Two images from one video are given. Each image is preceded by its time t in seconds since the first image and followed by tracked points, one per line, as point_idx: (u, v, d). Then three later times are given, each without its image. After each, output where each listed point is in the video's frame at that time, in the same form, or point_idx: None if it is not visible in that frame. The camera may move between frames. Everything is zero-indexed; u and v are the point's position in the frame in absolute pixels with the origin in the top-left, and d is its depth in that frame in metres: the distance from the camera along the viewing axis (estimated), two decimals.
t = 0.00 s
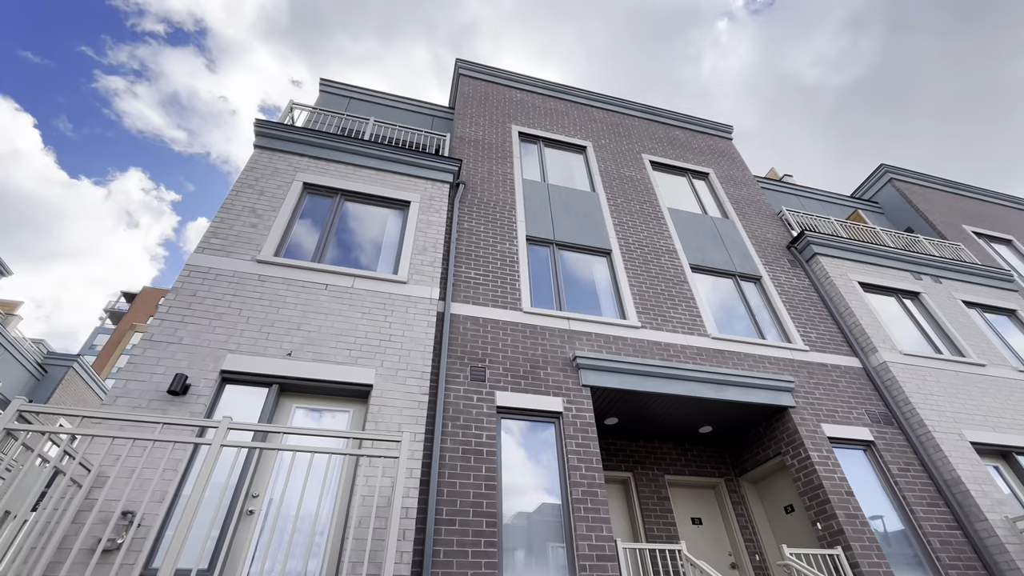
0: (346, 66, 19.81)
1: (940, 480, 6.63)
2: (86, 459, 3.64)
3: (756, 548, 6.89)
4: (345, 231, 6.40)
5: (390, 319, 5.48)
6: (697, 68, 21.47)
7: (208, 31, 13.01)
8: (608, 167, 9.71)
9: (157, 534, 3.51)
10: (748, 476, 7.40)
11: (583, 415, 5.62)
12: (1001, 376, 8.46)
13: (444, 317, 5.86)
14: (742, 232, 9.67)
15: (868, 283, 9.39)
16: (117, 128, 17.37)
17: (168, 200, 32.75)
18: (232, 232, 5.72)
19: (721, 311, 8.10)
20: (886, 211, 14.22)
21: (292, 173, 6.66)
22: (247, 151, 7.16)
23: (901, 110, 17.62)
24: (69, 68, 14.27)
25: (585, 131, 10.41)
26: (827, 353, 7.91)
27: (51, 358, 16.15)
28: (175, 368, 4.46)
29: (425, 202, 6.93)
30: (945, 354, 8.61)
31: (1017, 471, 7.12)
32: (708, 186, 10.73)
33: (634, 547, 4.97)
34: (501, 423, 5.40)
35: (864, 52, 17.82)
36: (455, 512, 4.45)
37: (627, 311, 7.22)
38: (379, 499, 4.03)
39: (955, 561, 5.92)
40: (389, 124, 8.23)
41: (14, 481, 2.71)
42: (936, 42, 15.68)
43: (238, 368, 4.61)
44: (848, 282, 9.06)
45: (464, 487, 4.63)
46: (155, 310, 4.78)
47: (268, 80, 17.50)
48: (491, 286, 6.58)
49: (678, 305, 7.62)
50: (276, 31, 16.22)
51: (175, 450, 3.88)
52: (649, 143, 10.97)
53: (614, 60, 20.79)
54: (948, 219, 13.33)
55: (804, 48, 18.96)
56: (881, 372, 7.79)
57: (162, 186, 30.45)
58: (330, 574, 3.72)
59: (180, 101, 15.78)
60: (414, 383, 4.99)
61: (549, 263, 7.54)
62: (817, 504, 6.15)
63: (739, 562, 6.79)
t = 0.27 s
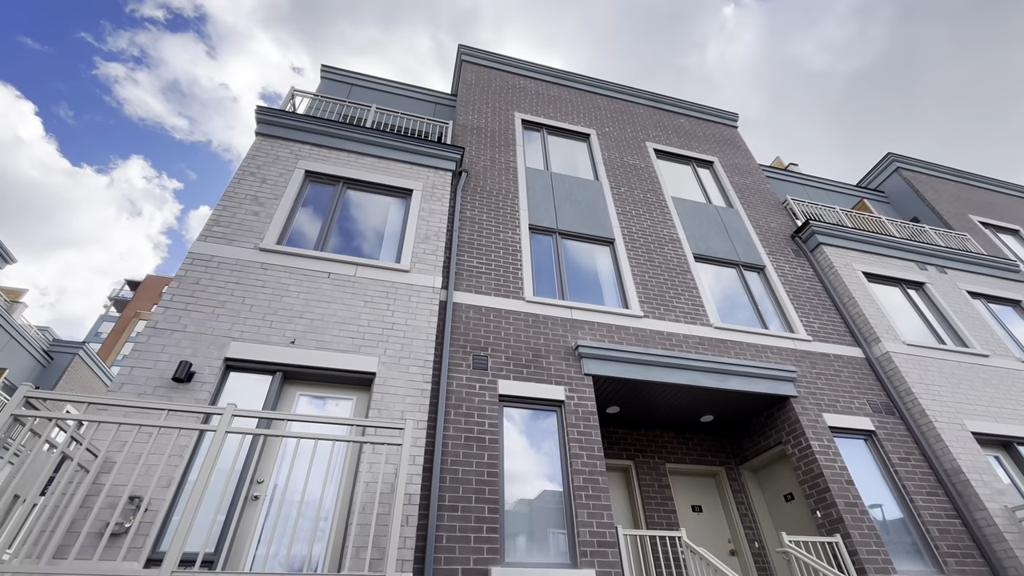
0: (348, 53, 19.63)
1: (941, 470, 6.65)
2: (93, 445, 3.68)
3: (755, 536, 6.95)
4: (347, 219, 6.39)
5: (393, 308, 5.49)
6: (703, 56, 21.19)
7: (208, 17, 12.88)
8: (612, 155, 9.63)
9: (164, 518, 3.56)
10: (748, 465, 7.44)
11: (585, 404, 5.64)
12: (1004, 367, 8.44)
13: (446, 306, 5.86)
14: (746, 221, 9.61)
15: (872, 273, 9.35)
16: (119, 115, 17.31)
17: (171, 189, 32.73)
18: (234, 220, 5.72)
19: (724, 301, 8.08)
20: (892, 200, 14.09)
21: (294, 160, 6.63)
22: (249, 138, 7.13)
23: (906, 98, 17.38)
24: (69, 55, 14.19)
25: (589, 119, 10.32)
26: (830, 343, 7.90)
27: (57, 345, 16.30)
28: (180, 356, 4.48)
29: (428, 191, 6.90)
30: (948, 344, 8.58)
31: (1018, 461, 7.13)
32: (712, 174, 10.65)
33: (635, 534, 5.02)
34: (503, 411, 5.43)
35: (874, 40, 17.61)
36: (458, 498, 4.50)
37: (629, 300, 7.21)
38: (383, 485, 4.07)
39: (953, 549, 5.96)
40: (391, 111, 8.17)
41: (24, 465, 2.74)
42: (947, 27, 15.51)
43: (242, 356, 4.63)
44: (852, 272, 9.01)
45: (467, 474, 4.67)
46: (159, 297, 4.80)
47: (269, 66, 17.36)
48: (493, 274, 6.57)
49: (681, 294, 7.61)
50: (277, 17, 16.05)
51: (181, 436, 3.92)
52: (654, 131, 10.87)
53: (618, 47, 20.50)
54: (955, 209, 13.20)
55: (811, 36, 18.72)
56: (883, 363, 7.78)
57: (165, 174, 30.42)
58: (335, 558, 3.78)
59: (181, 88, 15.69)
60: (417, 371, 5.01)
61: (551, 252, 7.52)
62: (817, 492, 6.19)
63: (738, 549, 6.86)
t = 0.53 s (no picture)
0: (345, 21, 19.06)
1: (939, 441, 6.71)
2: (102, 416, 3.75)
3: (754, 505, 7.09)
4: (348, 192, 6.32)
5: (395, 282, 5.48)
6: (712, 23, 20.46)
7: None
8: (617, 126, 9.42)
9: (174, 487, 3.65)
10: (748, 436, 7.53)
11: (587, 377, 5.68)
12: (1008, 340, 8.42)
13: (449, 280, 5.84)
14: (753, 193, 9.47)
15: (879, 247, 9.24)
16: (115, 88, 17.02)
17: (171, 163, 32.40)
18: (234, 194, 5.66)
19: (728, 275, 8.04)
20: (902, 172, 13.82)
21: (292, 132, 6.52)
22: (246, 109, 7.00)
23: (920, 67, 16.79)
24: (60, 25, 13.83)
25: (593, 88, 10.05)
26: (834, 317, 7.88)
27: (64, 320, 16.48)
28: (184, 330, 4.51)
29: (429, 163, 6.80)
30: (953, 317, 8.55)
31: (1017, 433, 7.19)
32: (719, 146, 10.43)
33: (635, 503, 5.11)
34: (506, 384, 5.48)
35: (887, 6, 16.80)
36: (462, 468, 4.59)
37: (633, 274, 7.17)
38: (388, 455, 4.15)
39: (948, 518, 6.08)
40: (390, 81, 7.97)
41: (34, 435, 2.79)
42: None
43: (246, 330, 4.66)
44: (859, 246, 8.91)
45: (470, 445, 4.75)
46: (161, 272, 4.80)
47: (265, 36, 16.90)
48: (495, 248, 6.53)
49: (685, 268, 7.55)
50: None
51: (187, 408, 3.98)
52: (660, 100, 10.60)
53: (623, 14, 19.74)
54: (967, 181, 12.95)
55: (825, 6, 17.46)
56: (886, 336, 7.77)
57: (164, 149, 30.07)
58: (342, 526, 3.88)
59: (176, 59, 15.34)
60: (420, 344, 5.03)
61: (554, 226, 7.45)
62: (816, 462, 6.28)
63: (736, 517, 7.01)
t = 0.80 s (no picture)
0: None
1: (935, 409, 6.80)
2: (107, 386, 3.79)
3: (749, 470, 7.25)
4: (345, 161, 6.21)
5: (395, 253, 5.45)
6: None
7: None
8: (620, 91, 9.17)
9: (182, 455, 3.74)
10: (746, 404, 7.63)
11: (588, 346, 5.71)
12: (1009, 309, 8.42)
13: (449, 251, 5.81)
14: (757, 161, 9.29)
15: (884, 216, 9.13)
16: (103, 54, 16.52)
17: (164, 133, 31.77)
18: (229, 163, 5.56)
19: (730, 244, 7.98)
20: (911, 139, 13.55)
21: (286, 99, 6.35)
22: (239, 75, 6.80)
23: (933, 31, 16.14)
24: None
25: (596, 52, 9.73)
26: (835, 287, 7.86)
27: (66, 292, 16.57)
28: (185, 301, 4.52)
29: (427, 130, 6.65)
30: (955, 287, 8.53)
31: (1012, 401, 7.28)
32: (725, 112, 10.17)
33: (633, 468, 5.22)
34: (507, 354, 5.52)
35: None
36: (463, 436, 4.67)
37: (634, 244, 7.12)
38: (390, 424, 4.22)
39: (939, 482, 6.22)
40: (386, 45, 7.72)
41: (40, 405, 2.82)
42: None
43: (247, 301, 4.66)
44: (864, 215, 8.80)
45: (472, 414, 4.82)
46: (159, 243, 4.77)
47: None
48: (496, 218, 6.46)
49: (687, 238, 7.49)
50: None
51: (191, 378, 4.02)
52: (665, 64, 10.27)
53: None
54: (977, 148, 12.69)
55: None
56: (887, 306, 7.78)
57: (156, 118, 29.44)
58: (347, 491, 3.99)
59: (164, 24, 14.82)
60: (421, 315, 5.04)
61: (555, 195, 7.35)
62: (812, 429, 6.38)
63: (732, 482, 7.18)
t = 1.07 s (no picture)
0: None
1: (926, 377, 6.90)
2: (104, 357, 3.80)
3: (742, 437, 7.41)
4: (338, 129, 6.06)
5: (391, 223, 5.38)
6: None
7: None
8: (620, 56, 8.90)
9: (183, 424, 3.78)
10: (740, 373, 7.74)
11: (585, 317, 5.73)
12: (1004, 280, 8.45)
13: (446, 221, 5.75)
14: (759, 129, 9.12)
15: (885, 185, 9.05)
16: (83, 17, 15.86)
17: (152, 100, 30.88)
18: (219, 130, 5.42)
19: (729, 214, 7.92)
20: (915, 106, 13.31)
21: (276, 63, 6.14)
22: (226, 38, 6.55)
23: None
24: None
25: (596, 14, 9.39)
26: (833, 257, 7.85)
27: (59, 265, 16.50)
28: (179, 272, 4.48)
29: (422, 97, 6.47)
30: (952, 257, 8.53)
31: (1001, 370, 7.40)
32: (727, 78, 9.91)
33: (629, 436, 5.32)
34: (505, 325, 5.53)
35: None
36: (462, 405, 4.73)
37: (633, 214, 7.06)
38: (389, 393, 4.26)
39: (926, 447, 6.39)
40: (378, 5, 7.42)
41: (39, 375, 2.82)
42: None
43: (242, 272, 4.63)
44: (865, 184, 8.71)
45: (469, 383, 4.86)
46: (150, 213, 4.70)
47: None
48: (493, 187, 6.36)
49: (686, 208, 7.41)
50: None
51: (189, 349, 4.03)
52: (667, 27, 9.94)
53: None
54: (982, 116, 12.47)
55: None
56: (883, 275, 7.79)
57: (142, 85, 28.55)
58: (348, 458, 4.07)
59: None
60: (417, 286, 5.03)
61: (553, 164, 7.23)
62: (804, 397, 6.50)
63: (725, 448, 7.34)
